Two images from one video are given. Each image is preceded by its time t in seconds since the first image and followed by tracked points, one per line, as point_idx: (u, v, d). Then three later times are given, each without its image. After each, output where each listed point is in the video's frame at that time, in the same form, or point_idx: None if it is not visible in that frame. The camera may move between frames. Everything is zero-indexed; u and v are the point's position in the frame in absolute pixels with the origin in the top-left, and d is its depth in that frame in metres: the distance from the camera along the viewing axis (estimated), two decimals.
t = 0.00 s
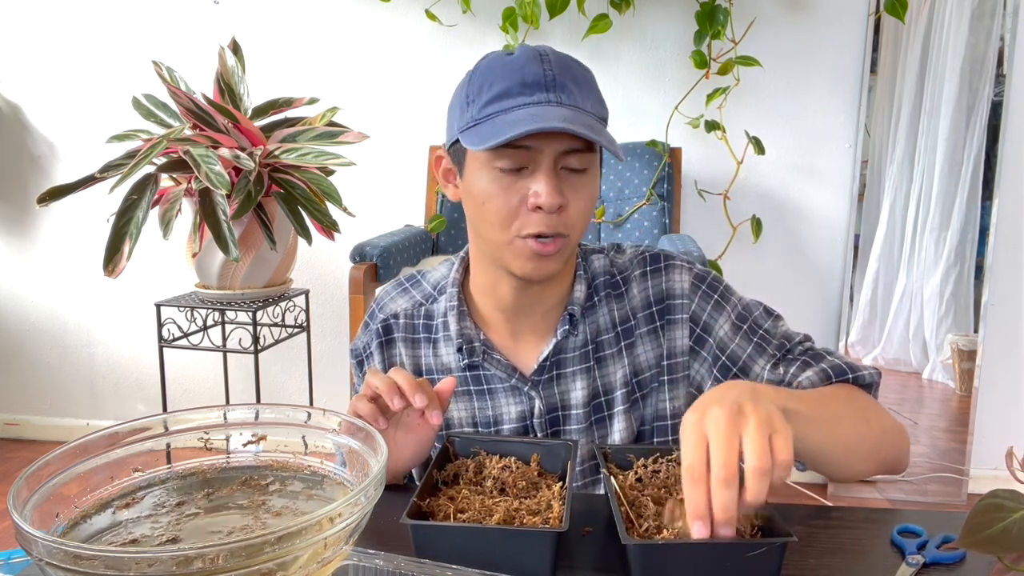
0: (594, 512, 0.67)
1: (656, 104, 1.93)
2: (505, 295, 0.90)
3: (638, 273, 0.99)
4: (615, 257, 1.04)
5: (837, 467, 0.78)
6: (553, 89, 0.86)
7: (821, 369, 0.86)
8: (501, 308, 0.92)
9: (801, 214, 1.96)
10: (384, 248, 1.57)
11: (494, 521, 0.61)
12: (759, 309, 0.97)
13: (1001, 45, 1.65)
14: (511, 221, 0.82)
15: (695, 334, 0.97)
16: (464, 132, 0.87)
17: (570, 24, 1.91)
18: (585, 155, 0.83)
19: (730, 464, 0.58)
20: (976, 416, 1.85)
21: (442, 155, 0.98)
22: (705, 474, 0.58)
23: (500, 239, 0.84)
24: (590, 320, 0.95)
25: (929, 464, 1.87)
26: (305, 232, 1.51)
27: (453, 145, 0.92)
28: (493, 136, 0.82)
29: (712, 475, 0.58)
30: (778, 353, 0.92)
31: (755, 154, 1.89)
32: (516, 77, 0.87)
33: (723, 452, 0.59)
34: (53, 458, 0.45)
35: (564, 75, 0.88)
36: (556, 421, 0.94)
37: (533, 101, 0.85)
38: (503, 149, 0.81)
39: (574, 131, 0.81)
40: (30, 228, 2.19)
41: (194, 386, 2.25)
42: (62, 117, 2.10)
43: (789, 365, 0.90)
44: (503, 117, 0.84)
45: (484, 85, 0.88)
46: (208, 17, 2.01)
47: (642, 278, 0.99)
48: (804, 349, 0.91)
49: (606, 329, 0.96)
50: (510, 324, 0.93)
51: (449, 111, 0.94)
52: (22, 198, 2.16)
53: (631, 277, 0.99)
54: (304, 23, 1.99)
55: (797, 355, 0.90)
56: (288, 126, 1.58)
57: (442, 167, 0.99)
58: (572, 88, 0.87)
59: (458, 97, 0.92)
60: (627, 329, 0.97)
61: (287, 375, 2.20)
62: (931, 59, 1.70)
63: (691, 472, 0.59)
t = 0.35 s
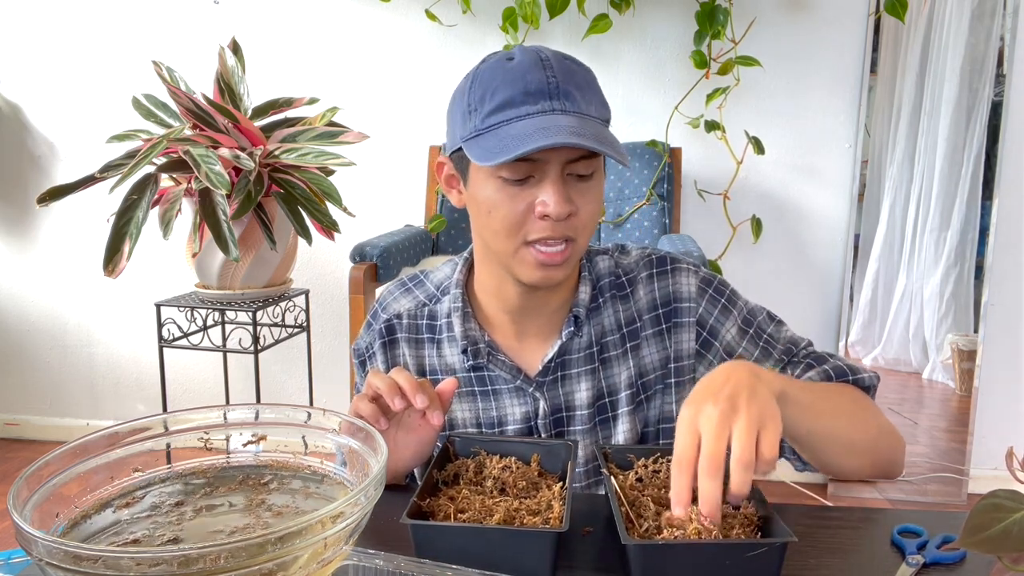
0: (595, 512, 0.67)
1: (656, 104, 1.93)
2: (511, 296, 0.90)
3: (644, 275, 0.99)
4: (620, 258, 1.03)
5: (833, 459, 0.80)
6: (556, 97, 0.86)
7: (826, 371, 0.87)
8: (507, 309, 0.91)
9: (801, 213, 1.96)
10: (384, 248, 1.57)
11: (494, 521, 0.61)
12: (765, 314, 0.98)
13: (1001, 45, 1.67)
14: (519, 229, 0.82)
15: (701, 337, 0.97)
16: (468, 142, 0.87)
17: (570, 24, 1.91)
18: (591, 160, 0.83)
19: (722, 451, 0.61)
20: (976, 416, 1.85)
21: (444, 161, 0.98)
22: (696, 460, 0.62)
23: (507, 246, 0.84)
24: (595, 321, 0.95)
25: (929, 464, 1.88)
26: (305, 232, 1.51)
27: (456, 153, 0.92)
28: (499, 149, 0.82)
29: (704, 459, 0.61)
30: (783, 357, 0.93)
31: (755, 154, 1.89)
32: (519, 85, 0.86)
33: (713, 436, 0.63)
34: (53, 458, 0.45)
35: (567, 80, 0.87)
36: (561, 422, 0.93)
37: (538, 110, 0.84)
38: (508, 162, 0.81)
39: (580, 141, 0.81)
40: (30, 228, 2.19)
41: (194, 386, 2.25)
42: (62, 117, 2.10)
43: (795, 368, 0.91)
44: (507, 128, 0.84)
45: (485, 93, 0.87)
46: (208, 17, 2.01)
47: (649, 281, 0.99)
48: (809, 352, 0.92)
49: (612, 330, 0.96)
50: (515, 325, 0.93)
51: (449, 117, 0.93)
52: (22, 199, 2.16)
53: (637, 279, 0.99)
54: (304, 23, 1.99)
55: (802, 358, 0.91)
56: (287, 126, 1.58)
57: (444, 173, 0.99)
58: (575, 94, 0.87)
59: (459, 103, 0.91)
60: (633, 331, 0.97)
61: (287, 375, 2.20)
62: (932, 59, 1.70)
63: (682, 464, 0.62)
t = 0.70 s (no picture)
0: (595, 512, 0.67)
1: (656, 104, 1.93)
2: (515, 292, 0.90)
3: (647, 277, 0.99)
4: (622, 260, 1.04)
5: (815, 470, 0.79)
6: (564, 90, 0.86)
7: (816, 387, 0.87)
8: (511, 307, 0.91)
9: (801, 214, 1.95)
10: (384, 248, 1.57)
11: (494, 521, 0.61)
12: (760, 325, 0.98)
13: (1001, 45, 1.67)
14: (524, 221, 0.82)
15: (700, 342, 0.96)
16: (476, 134, 0.87)
17: (570, 24, 1.91)
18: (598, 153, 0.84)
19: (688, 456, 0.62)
20: (976, 416, 1.86)
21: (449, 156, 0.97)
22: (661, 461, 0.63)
23: (512, 239, 0.84)
24: (597, 320, 0.95)
25: (929, 464, 1.89)
26: (305, 232, 1.51)
27: (463, 147, 0.92)
28: (506, 139, 0.82)
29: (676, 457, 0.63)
30: (778, 369, 0.93)
31: (755, 154, 1.89)
32: (527, 79, 0.86)
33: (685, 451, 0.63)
34: (53, 458, 0.45)
35: (574, 75, 0.88)
36: (562, 421, 0.94)
37: (545, 102, 0.84)
38: (515, 151, 0.82)
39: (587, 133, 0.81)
40: (30, 228, 2.19)
41: (194, 386, 2.25)
42: (61, 116, 2.10)
43: (788, 381, 0.92)
44: (515, 119, 0.84)
45: (493, 86, 0.88)
46: (208, 17, 2.01)
47: (651, 283, 0.99)
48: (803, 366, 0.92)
49: (613, 330, 0.96)
50: (518, 322, 0.93)
51: (456, 112, 0.93)
52: (22, 199, 2.16)
53: (639, 280, 0.99)
54: (304, 23, 1.99)
55: (796, 371, 0.92)
56: (288, 126, 1.58)
57: (450, 168, 0.99)
58: (582, 88, 0.87)
59: (466, 97, 0.91)
60: (635, 331, 0.97)
61: (287, 375, 2.20)
62: (932, 59, 1.70)
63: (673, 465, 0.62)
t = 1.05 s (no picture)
0: (595, 513, 0.67)
1: (656, 104, 1.93)
2: (515, 288, 0.90)
3: (659, 284, 1.00)
4: (631, 263, 1.04)
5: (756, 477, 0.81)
6: (546, 78, 0.86)
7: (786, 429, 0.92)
8: (511, 303, 0.92)
9: (801, 214, 1.93)
10: (384, 248, 1.57)
11: (494, 521, 0.61)
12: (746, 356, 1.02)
13: (1001, 44, 1.71)
14: (508, 208, 0.83)
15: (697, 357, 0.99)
16: (465, 126, 0.89)
17: (570, 24, 1.91)
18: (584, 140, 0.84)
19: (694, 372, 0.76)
20: (977, 416, 1.87)
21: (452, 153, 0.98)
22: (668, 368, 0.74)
23: (499, 227, 0.85)
24: (599, 321, 0.96)
25: (929, 464, 1.90)
26: (305, 232, 1.51)
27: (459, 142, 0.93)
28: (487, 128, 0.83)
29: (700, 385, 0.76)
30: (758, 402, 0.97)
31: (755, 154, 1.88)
32: (510, 70, 0.87)
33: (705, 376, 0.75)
34: (53, 458, 0.45)
35: (559, 64, 0.88)
36: (560, 420, 0.93)
37: (526, 90, 0.85)
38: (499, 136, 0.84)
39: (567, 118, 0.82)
40: (30, 228, 2.19)
41: (194, 386, 2.25)
42: (61, 116, 2.10)
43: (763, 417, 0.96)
44: (496, 107, 0.84)
45: (481, 80, 0.89)
46: (208, 17, 2.01)
47: (662, 291, 1.00)
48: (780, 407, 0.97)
49: (618, 332, 0.96)
50: (518, 318, 0.93)
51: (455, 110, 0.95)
52: (22, 199, 2.16)
53: (651, 286, 1.00)
54: (304, 23, 1.99)
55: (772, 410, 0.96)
56: (288, 126, 1.58)
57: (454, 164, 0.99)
58: (567, 76, 0.87)
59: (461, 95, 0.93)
60: (640, 335, 0.97)
61: (287, 375, 2.20)
62: (932, 58, 1.73)
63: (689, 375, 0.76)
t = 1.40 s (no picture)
0: (596, 512, 0.67)
1: (656, 104, 1.93)
2: (517, 286, 0.90)
3: (664, 285, 1.00)
4: (636, 264, 1.04)
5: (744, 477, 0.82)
6: (543, 76, 0.86)
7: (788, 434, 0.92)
8: (513, 302, 0.91)
9: (802, 213, 1.93)
10: (384, 248, 1.57)
11: (494, 521, 0.61)
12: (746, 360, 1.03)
13: (1001, 44, 1.71)
14: (508, 204, 0.83)
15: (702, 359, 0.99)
16: (466, 126, 0.89)
17: (570, 24, 1.91)
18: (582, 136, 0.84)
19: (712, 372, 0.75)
20: (976, 416, 1.87)
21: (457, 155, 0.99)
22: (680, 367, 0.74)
23: (500, 224, 0.85)
24: (603, 321, 0.96)
25: (929, 464, 1.90)
26: (305, 232, 1.51)
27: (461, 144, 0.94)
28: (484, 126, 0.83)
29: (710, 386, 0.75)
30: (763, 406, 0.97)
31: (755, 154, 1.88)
32: (508, 68, 0.87)
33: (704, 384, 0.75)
34: (53, 458, 0.45)
35: (556, 61, 0.88)
36: (564, 419, 0.94)
37: (522, 88, 0.85)
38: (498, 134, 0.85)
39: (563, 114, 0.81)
40: (30, 228, 2.19)
41: (194, 386, 2.25)
42: (62, 116, 2.10)
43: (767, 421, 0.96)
44: (494, 106, 0.85)
45: (480, 80, 0.89)
46: (208, 17, 2.01)
47: (668, 292, 0.99)
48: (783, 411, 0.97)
49: (622, 333, 0.96)
50: (521, 317, 0.92)
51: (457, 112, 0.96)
52: (22, 199, 2.16)
53: (656, 287, 0.99)
54: (304, 23, 1.99)
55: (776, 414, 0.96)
56: (287, 126, 1.58)
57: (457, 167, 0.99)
58: (564, 73, 0.87)
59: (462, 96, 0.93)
60: (646, 336, 0.97)
61: (287, 375, 2.20)
62: (932, 58, 1.73)
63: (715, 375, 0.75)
